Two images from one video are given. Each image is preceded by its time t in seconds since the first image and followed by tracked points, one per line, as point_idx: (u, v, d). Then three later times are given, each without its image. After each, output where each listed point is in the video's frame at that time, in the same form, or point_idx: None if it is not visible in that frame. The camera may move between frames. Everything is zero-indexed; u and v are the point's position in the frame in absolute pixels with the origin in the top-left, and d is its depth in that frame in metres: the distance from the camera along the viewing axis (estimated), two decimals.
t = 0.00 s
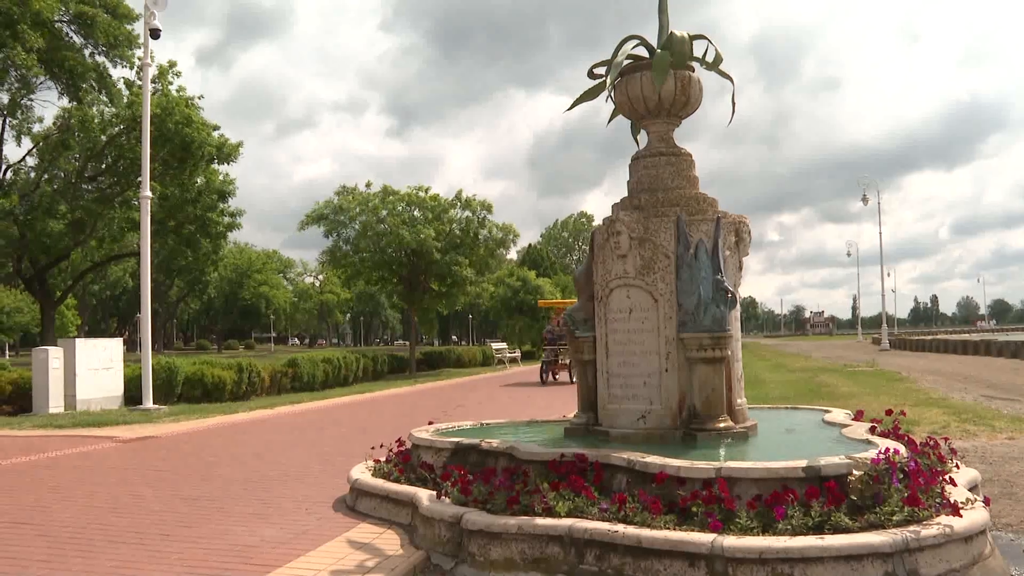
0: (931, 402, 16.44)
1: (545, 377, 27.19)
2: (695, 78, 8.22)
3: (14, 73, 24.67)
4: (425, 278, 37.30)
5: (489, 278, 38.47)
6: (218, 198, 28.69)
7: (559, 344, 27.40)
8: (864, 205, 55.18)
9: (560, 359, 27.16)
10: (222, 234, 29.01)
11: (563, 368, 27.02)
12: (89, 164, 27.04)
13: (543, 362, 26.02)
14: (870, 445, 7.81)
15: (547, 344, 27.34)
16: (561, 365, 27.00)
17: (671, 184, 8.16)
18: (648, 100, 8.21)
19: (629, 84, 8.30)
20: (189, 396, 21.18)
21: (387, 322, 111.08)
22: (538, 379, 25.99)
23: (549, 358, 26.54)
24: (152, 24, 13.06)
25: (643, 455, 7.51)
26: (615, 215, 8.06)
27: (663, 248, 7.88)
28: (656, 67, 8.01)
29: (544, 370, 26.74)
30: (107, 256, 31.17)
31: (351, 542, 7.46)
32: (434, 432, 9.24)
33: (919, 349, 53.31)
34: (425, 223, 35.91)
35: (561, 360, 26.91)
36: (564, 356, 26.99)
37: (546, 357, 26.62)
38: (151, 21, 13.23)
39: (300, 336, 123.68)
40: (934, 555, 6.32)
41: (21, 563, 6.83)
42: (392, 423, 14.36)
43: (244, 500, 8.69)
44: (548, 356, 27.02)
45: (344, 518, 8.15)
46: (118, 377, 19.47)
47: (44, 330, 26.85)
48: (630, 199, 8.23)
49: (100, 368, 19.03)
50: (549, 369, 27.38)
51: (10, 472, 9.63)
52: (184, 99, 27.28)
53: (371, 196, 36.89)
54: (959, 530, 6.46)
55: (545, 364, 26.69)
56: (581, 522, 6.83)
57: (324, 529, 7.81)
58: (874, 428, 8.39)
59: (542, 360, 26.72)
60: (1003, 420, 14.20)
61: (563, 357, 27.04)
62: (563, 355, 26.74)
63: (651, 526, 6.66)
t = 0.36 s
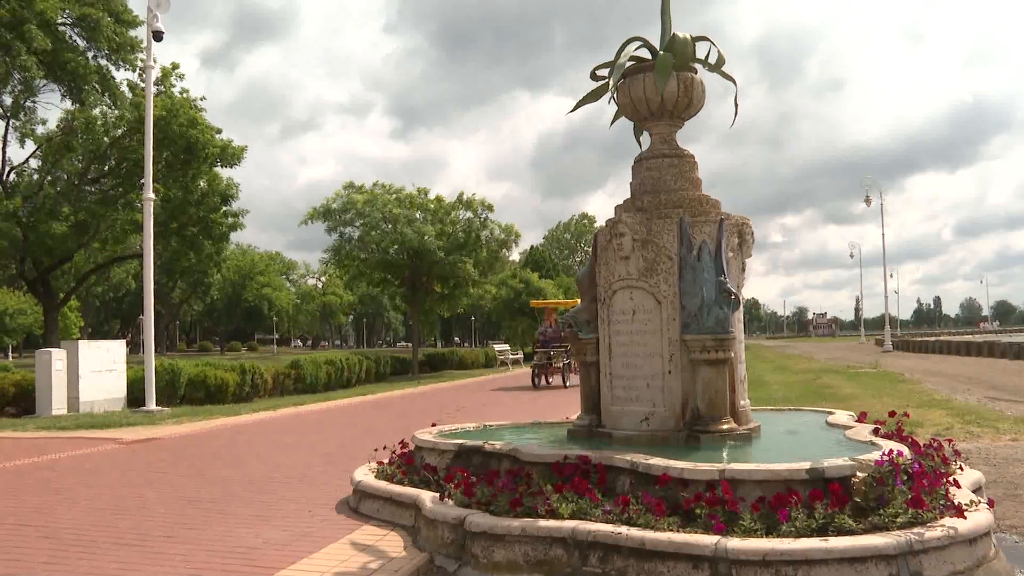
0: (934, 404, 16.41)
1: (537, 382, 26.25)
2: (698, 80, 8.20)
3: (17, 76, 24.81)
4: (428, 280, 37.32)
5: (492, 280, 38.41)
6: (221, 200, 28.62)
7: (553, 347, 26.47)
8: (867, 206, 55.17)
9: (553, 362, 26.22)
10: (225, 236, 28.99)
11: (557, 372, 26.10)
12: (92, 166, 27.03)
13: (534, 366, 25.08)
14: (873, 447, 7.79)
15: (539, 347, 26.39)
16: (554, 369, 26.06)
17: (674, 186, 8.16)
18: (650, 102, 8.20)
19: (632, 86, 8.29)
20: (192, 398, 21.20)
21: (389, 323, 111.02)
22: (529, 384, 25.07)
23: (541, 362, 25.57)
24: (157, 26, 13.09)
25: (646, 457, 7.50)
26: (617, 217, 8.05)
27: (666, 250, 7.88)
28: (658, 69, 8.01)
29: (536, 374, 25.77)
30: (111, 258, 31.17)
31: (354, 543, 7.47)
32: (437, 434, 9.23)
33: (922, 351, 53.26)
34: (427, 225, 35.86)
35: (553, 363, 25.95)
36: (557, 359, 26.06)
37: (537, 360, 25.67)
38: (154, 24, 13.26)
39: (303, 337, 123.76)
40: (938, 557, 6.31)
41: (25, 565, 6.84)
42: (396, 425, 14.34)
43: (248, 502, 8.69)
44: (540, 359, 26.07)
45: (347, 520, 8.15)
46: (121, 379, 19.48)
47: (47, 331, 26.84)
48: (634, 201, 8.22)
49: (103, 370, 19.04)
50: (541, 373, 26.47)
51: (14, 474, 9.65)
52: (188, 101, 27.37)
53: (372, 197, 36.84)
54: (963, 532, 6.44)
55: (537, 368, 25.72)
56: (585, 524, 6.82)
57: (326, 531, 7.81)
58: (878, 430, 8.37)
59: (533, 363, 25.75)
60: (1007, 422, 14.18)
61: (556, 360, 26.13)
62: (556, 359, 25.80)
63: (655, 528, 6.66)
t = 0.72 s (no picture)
0: (941, 404, 16.38)
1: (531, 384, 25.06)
2: (704, 79, 8.19)
3: (24, 75, 24.90)
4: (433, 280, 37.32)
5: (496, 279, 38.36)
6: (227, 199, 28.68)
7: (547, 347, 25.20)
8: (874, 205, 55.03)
9: (547, 363, 24.96)
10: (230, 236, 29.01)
11: (551, 373, 24.88)
12: (98, 165, 27.06)
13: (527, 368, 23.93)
14: (880, 446, 7.78)
15: (533, 347, 25.15)
16: (548, 370, 24.80)
17: (680, 186, 8.15)
18: (656, 102, 8.20)
19: (638, 85, 8.27)
20: (197, 397, 21.26)
21: (394, 322, 111.05)
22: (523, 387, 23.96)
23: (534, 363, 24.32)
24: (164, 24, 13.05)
25: (652, 457, 7.50)
26: (623, 216, 8.04)
27: (672, 249, 7.88)
28: (665, 68, 8.00)
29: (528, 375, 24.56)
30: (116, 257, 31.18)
31: (360, 543, 7.47)
32: (443, 433, 9.22)
33: (928, 350, 53.14)
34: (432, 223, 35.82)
35: (547, 364, 24.70)
36: (552, 360, 24.83)
37: (530, 360, 24.45)
38: (160, 24, 13.26)
39: (308, 337, 123.92)
40: (945, 558, 6.30)
41: (31, 563, 6.86)
42: (401, 424, 14.34)
43: (253, 501, 8.71)
44: (533, 360, 24.84)
45: (352, 519, 8.16)
46: (127, 378, 19.53)
47: (53, 331, 26.89)
48: (640, 200, 8.20)
49: (109, 369, 19.09)
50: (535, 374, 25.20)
51: (21, 472, 9.68)
52: (195, 101, 27.42)
53: (377, 197, 36.81)
54: (970, 533, 6.43)
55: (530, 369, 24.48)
56: (590, 523, 6.82)
57: (332, 530, 7.82)
58: (884, 430, 8.35)
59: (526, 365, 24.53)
60: (1014, 422, 14.14)
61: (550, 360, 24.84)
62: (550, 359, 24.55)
63: (660, 527, 6.66)
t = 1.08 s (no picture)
0: (942, 402, 16.38)
1: (521, 386, 23.85)
2: (705, 79, 8.20)
3: (26, 75, 24.89)
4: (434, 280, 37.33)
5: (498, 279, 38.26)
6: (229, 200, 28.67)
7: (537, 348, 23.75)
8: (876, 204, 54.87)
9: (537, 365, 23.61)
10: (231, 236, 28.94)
11: (541, 376, 23.53)
12: (99, 165, 27.03)
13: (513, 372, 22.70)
14: (882, 445, 7.78)
15: (522, 348, 23.79)
16: (538, 373, 23.43)
17: (682, 185, 8.14)
18: (658, 101, 8.20)
19: (640, 85, 8.26)
20: (199, 397, 21.26)
21: (395, 322, 111.00)
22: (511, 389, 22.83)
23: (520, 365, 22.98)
24: (163, 24, 12.99)
25: (655, 457, 7.50)
26: (625, 215, 8.04)
27: (673, 249, 7.88)
28: (666, 68, 7.99)
29: (516, 378, 23.34)
30: (117, 258, 31.09)
31: (363, 542, 7.47)
32: (445, 433, 9.20)
33: (930, 349, 53.21)
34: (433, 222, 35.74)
35: (537, 366, 23.42)
36: (542, 361, 23.46)
37: (519, 362, 23.18)
38: (160, 23, 13.22)
39: (309, 337, 123.92)
40: (948, 557, 6.30)
41: (35, 563, 6.86)
42: (403, 424, 14.33)
43: (256, 500, 8.71)
44: (522, 361, 23.53)
45: (355, 519, 8.16)
46: (129, 379, 19.51)
47: (54, 332, 26.88)
48: (641, 200, 8.19)
49: (111, 370, 19.05)
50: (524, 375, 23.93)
51: (23, 473, 9.67)
52: (196, 101, 27.41)
53: (378, 196, 36.72)
54: (973, 531, 6.42)
55: (517, 371, 23.18)
56: (593, 523, 6.81)
57: (335, 530, 7.81)
58: (886, 428, 8.36)
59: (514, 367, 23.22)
60: (1016, 420, 14.14)
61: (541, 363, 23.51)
62: (539, 361, 23.17)
63: (663, 527, 6.66)
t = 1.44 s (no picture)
0: (946, 402, 16.36)
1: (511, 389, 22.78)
2: (709, 78, 8.17)
3: (30, 74, 24.89)
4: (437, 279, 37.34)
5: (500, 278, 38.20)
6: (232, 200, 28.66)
7: (527, 347, 22.84)
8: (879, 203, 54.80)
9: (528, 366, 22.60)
10: (234, 235, 28.90)
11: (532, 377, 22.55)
12: (102, 165, 27.11)
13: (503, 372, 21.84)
14: (885, 445, 7.77)
15: (511, 348, 22.86)
16: (529, 374, 22.43)
17: (685, 184, 8.13)
18: (661, 100, 8.17)
19: (643, 84, 8.24)
20: (202, 397, 21.30)
21: (398, 321, 111.07)
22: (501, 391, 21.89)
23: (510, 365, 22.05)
24: (166, 24, 12.91)
25: (658, 456, 7.49)
26: (628, 215, 8.03)
27: (676, 248, 7.87)
28: (669, 67, 7.97)
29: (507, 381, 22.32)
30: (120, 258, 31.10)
31: (366, 542, 7.48)
32: (447, 432, 9.19)
33: (933, 348, 53.21)
34: (435, 222, 35.70)
35: (528, 367, 22.44)
36: (533, 362, 22.48)
37: (510, 363, 22.25)
38: (163, 22, 13.19)
39: (312, 336, 123.95)
40: (952, 557, 6.29)
41: (37, 563, 6.86)
42: (406, 424, 14.31)
43: (258, 500, 8.71)
44: (512, 362, 22.51)
45: (358, 519, 8.15)
46: (131, 379, 19.53)
47: (58, 331, 26.90)
48: (644, 199, 8.18)
49: (114, 369, 19.09)
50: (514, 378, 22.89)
51: (26, 472, 9.67)
52: (199, 100, 27.42)
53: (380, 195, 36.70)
54: (976, 531, 6.41)
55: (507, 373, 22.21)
56: (596, 523, 6.81)
57: (338, 529, 7.82)
58: (890, 428, 8.34)
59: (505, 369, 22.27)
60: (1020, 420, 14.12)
61: (532, 363, 22.54)
62: (530, 362, 22.20)
63: (666, 526, 6.67)
